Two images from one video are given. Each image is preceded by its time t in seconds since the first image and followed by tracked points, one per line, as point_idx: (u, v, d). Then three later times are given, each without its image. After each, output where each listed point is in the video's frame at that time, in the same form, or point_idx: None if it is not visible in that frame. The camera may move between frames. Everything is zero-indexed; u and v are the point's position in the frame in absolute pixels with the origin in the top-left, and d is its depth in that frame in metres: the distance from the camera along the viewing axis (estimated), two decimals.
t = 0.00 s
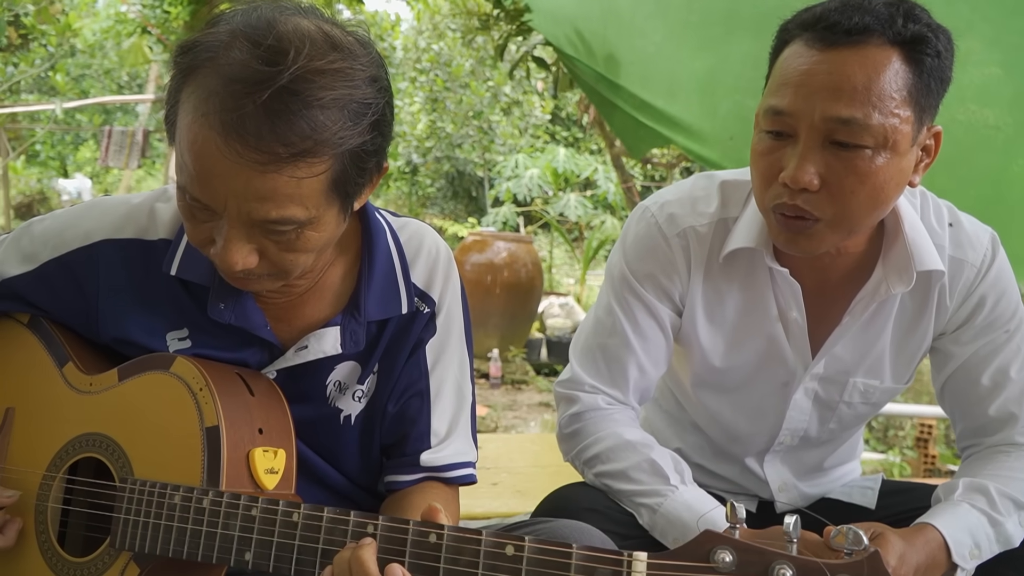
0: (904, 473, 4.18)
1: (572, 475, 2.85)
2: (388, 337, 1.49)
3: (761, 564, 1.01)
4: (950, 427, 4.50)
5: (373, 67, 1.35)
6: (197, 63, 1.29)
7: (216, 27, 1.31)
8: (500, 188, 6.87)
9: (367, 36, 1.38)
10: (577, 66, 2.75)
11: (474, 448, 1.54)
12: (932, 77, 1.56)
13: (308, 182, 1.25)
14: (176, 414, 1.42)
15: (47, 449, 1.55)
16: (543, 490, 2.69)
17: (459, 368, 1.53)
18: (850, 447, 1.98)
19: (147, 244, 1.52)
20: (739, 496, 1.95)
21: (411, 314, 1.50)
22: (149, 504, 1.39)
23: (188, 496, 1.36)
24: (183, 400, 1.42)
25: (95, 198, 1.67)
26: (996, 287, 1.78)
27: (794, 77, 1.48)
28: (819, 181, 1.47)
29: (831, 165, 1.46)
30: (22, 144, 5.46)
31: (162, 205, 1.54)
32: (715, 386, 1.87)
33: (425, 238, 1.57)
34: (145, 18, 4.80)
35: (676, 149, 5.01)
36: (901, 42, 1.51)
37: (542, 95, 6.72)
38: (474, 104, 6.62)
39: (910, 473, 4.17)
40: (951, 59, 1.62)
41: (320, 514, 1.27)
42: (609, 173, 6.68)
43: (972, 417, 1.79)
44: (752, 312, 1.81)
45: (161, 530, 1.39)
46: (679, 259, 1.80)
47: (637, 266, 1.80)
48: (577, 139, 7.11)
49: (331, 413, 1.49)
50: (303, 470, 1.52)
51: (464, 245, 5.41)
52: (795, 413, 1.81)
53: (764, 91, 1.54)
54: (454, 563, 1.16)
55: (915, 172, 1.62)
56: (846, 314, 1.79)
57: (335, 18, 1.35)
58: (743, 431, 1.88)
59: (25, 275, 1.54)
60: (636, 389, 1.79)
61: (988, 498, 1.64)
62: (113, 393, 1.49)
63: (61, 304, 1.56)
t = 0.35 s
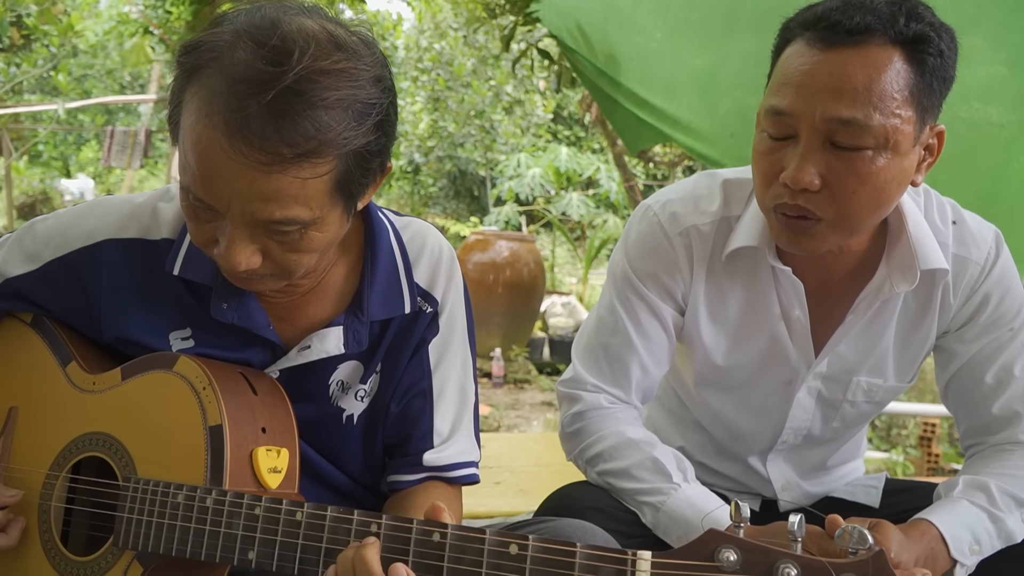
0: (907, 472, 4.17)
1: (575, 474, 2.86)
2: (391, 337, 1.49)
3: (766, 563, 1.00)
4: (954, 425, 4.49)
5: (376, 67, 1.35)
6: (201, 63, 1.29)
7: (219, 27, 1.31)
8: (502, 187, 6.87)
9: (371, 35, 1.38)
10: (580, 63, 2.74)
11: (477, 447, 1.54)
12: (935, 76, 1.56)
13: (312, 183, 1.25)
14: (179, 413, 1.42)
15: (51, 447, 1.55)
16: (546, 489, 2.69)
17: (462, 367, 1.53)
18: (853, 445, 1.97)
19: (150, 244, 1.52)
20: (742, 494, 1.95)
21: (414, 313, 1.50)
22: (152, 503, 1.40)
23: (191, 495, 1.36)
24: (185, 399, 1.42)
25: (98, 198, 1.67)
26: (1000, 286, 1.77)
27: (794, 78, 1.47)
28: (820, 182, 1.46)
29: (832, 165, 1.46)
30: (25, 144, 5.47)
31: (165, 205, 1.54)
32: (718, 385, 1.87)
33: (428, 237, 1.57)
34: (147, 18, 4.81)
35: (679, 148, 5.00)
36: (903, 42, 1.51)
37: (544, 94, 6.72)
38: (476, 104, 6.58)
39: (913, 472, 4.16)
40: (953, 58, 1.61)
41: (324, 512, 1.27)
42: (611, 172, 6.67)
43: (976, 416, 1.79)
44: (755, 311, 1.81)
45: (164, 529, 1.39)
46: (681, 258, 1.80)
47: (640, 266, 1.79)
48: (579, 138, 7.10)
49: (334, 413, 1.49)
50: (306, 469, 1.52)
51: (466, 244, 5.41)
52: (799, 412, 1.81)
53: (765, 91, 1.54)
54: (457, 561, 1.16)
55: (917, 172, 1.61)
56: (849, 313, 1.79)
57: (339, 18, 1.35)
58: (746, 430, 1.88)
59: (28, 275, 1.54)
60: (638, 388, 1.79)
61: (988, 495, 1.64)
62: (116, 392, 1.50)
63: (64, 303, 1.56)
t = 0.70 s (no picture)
0: (911, 473, 4.17)
1: (578, 476, 2.86)
2: (394, 342, 1.49)
3: (769, 567, 1.01)
4: (957, 426, 4.48)
5: (380, 73, 1.35)
6: (205, 70, 1.29)
7: (223, 34, 1.31)
8: (505, 187, 6.88)
9: (374, 42, 1.38)
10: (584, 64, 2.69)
11: (480, 452, 1.54)
12: (939, 84, 1.56)
13: (316, 190, 1.25)
14: (184, 417, 1.42)
15: (56, 452, 1.55)
16: (549, 491, 2.70)
17: (465, 372, 1.53)
18: (857, 450, 1.97)
19: (154, 250, 1.52)
20: (746, 498, 1.95)
21: (417, 319, 1.50)
22: (157, 508, 1.40)
23: (196, 500, 1.36)
24: (190, 404, 1.42)
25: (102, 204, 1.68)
26: (1004, 291, 1.77)
27: (798, 85, 1.47)
28: (824, 190, 1.46)
29: (836, 173, 1.46)
30: (29, 144, 5.48)
31: (169, 211, 1.55)
32: (721, 390, 1.87)
33: (431, 242, 1.57)
34: (151, 18, 4.82)
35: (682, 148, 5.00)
36: (907, 49, 1.51)
37: (547, 94, 6.72)
38: (479, 103, 6.59)
39: (916, 473, 4.16)
40: (957, 65, 1.61)
41: (329, 518, 1.27)
42: (614, 172, 6.68)
43: (980, 421, 1.79)
44: (758, 316, 1.81)
45: (169, 534, 1.39)
46: (684, 263, 1.80)
47: (643, 271, 1.80)
48: (582, 137, 7.10)
49: (338, 417, 1.49)
50: (309, 474, 1.52)
51: (469, 244, 5.41)
52: (802, 417, 1.81)
53: (768, 99, 1.54)
54: (461, 567, 1.16)
55: (922, 178, 1.61)
56: (853, 318, 1.79)
57: (342, 25, 1.35)
58: (749, 434, 1.88)
59: (33, 281, 1.54)
60: (641, 393, 1.79)
61: (990, 500, 1.64)
62: (121, 397, 1.50)
63: (69, 309, 1.56)
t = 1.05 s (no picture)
0: (914, 476, 4.17)
1: (582, 479, 2.87)
2: (404, 348, 1.50)
3: None
4: (961, 429, 4.48)
5: (392, 82, 1.36)
6: (219, 79, 1.30)
7: (238, 42, 1.32)
8: (509, 188, 6.89)
9: (387, 51, 1.39)
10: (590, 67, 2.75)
11: (489, 458, 1.55)
12: (949, 94, 1.56)
13: (329, 197, 1.26)
14: (197, 423, 1.43)
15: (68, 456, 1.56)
16: (554, 495, 2.71)
17: (474, 379, 1.54)
18: (863, 457, 1.98)
19: (167, 255, 1.53)
20: (751, 504, 1.95)
21: (427, 325, 1.51)
22: (170, 514, 1.41)
23: (209, 506, 1.37)
24: (203, 410, 1.43)
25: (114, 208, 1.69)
26: (1011, 301, 1.78)
27: (810, 95, 1.48)
28: (834, 200, 1.47)
29: (847, 182, 1.47)
30: (35, 141, 5.49)
31: (182, 216, 1.56)
32: (727, 397, 1.88)
33: (441, 249, 1.58)
34: (157, 18, 4.84)
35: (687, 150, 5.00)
36: (918, 60, 1.52)
37: (551, 94, 6.73)
38: (483, 103, 6.64)
39: (920, 477, 4.17)
40: (967, 75, 1.62)
41: (342, 526, 1.28)
42: (619, 173, 6.68)
43: (986, 430, 1.79)
44: (765, 324, 1.82)
45: (182, 540, 1.40)
46: (692, 271, 1.81)
47: (652, 278, 1.80)
48: (586, 138, 7.11)
49: (348, 423, 1.50)
50: (319, 479, 1.53)
51: (473, 245, 5.41)
52: (808, 425, 1.82)
53: (780, 108, 1.55)
54: None
55: (931, 188, 1.62)
56: (860, 327, 1.80)
57: (355, 34, 1.36)
58: (756, 441, 1.88)
59: (46, 284, 1.55)
60: (649, 399, 1.80)
61: (997, 509, 1.65)
62: (134, 403, 1.51)
63: (82, 313, 1.57)
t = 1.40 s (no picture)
0: (920, 477, 4.17)
1: (588, 478, 2.88)
2: (415, 348, 1.51)
3: None
4: (966, 430, 4.47)
5: (410, 84, 1.37)
6: (240, 78, 1.30)
7: (258, 43, 1.33)
8: (514, 188, 6.90)
9: (405, 52, 1.40)
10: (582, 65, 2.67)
11: (497, 459, 1.56)
12: (959, 92, 1.56)
13: (347, 197, 1.27)
14: (209, 424, 1.44)
15: (80, 455, 1.57)
16: (560, 494, 2.72)
17: (484, 379, 1.54)
18: (870, 458, 1.98)
19: (180, 252, 1.54)
20: (757, 504, 1.96)
21: (438, 325, 1.51)
22: (181, 514, 1.42)
23: (221, 507, 1.38)
24: (215, 411, 1.44)
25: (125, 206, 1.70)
26: (1020, 302, 1.77)
27: (820, 94, 1.49)
28: (846, 199, 1.47)
29: (858, 182, 1.47)
30: (41, 141, 5.52)
31: (194, 214, 1.57)
32: (736, 397, 1.88)
33: (453, 249, 1.59)
34: (163, 18, 4.86)
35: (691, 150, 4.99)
36: (928, 58, 1.52)
37: (556, 94, 6.73)
38: (488, 103, 6.66)
39: (926, 478, 4.16)
40: (977, 74, 1.62)
41: (354, 530, 1.28)
42: (623, 173, 6.68)
43: (994, 431, 1.79)
44: (773, 324, 1.82)
45: (193, 541, 1.41)
46: (699, 271, 1.81)
47: (660, 278, 1.81)
48: (590, 138, 7.11)
49: (358, 422, 1.50)
50: (328, 479, 1.54)
51: (478, 243, 5.38)
52: (816, 425, 1.82)
53: (789, 107, 1.55)
54: None
55: (942, 187, 1.62)
56: (868, 327, 1.80)
57: (375, 36, 1.37)
58: (764, 441, 1.89)
59: (58, 281, 1.56)
60: (655, 399, 1.81)
61: (1004, 510, 1.65)
62: (145, 403, 1.52)
63: (93, 312, 1.58)
